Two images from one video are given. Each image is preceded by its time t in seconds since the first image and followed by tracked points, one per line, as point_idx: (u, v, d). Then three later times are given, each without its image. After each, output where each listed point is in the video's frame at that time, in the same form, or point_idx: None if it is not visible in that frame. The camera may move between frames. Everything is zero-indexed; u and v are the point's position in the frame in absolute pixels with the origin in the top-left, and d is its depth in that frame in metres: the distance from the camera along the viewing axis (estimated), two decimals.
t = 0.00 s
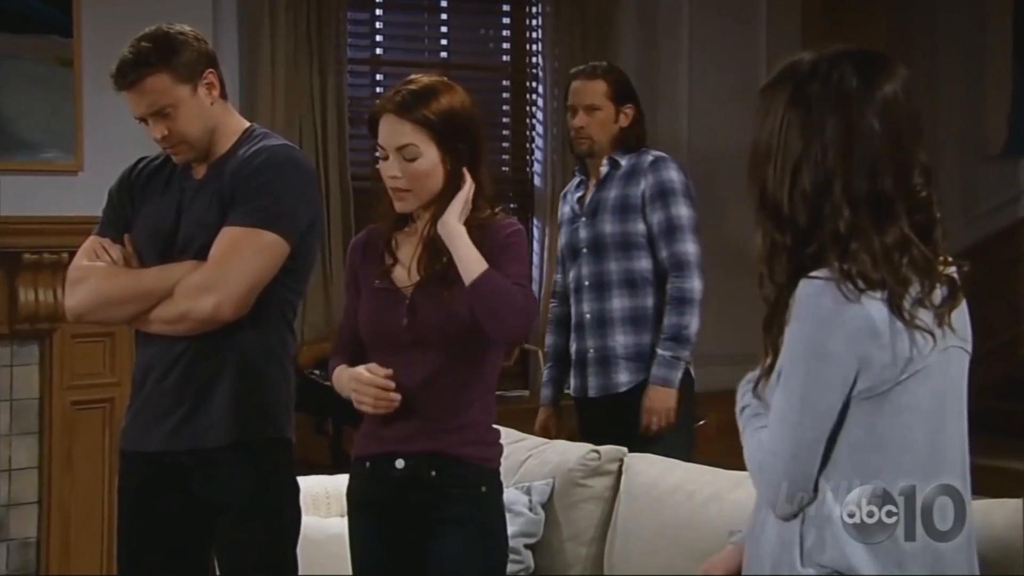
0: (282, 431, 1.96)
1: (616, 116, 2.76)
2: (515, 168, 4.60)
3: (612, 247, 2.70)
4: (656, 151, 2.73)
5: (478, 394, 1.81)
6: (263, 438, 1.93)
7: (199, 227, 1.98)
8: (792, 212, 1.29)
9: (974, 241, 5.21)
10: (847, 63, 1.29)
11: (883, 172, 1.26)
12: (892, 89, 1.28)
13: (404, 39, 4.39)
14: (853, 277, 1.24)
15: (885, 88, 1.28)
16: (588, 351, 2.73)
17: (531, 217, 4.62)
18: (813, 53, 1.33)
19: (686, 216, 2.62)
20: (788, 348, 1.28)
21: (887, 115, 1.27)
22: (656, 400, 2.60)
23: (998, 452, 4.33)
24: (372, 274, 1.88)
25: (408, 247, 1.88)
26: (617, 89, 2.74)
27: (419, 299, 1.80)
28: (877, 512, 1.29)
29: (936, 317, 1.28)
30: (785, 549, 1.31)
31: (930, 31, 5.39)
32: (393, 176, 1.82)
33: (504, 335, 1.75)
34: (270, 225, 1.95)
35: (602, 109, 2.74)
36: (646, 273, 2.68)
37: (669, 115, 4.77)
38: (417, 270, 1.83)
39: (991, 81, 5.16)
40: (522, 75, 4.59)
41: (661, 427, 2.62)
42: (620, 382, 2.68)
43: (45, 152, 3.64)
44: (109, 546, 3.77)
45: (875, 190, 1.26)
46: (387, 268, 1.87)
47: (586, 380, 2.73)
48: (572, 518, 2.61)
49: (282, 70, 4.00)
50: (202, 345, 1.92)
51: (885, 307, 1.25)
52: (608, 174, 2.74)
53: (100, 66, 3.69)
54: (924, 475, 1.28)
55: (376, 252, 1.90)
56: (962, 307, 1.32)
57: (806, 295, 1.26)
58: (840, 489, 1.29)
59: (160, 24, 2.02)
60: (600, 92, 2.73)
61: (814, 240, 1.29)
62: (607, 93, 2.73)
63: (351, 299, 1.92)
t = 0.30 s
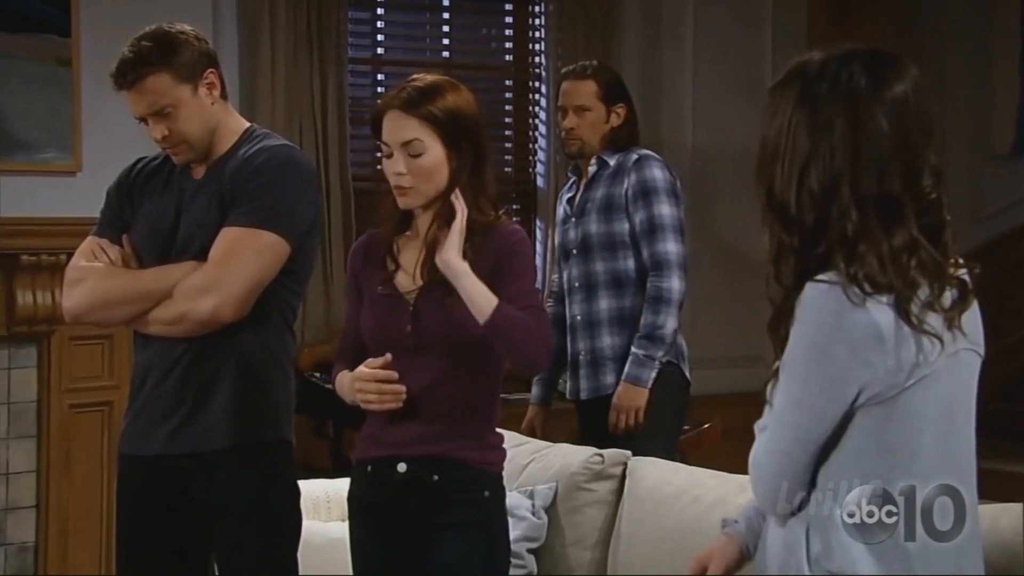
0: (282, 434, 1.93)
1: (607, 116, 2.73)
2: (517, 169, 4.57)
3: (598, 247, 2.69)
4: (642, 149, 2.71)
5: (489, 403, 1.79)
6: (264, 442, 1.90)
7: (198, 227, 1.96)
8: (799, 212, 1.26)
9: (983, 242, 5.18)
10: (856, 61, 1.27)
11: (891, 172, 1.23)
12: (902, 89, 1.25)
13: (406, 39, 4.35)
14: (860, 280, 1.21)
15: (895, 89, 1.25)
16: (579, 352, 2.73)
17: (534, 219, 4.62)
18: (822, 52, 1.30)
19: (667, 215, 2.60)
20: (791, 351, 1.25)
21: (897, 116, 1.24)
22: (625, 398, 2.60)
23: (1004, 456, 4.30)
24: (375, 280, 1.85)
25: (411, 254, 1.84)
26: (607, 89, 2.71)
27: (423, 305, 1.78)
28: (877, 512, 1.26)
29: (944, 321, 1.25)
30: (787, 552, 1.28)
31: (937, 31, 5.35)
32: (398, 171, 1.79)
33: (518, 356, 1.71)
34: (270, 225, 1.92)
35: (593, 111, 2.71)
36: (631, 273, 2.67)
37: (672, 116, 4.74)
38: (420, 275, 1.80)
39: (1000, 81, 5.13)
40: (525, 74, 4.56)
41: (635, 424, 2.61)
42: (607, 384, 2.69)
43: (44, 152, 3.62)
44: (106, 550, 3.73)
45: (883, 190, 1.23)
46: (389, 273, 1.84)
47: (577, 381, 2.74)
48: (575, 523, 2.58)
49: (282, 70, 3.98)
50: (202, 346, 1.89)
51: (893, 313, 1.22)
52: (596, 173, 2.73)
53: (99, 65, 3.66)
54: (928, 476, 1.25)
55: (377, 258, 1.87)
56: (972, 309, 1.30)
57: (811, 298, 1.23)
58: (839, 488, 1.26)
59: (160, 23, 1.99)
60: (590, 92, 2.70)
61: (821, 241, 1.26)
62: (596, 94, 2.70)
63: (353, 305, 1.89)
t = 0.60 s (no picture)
0: (282, 437, 1.90)
1: (609, 114, 2.69)
2: (519, 170, 4.54)
3: (591, 251, 2.65)
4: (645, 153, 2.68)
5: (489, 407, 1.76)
6: (263, 444, 1.87)
7: (197, 228, 1.93)
8: (806, 212, 1.23)
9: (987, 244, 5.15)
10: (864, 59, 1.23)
11: (898, 172, 1.20)
12: (911, 88, 1.21)
13: (406, 38, 4.33)
14: (862, 279, 1.19)
15: (903, 88, 1.21)
16: (564, 353, 2.70)
17: (535, 221, 4.59)
18: (830, 51, 1.26)
19: (672, 224, 2.58)
20: (783, 344, 1.22)
21: (905, 116, 1.20)
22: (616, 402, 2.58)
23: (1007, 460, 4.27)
24: (374, 290, 1.83)
25: (412, 270, 1.82)
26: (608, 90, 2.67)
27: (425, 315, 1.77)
28: (877, 511, 1.22)
29: (952, 324, 1.21)
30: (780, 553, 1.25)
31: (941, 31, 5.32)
32: (435, 154, 1.78)
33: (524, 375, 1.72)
34: (270, 226, 1.89)
35: (594, 110, 2.68)
36: (623, 281, 2.64)
37: (675, 117, 4.71)
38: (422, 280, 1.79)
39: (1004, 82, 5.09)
40: (527, 74, 4.53)
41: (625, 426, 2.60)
42: (586, 391, 2.67)
43: (40, 153, 3.59)
44: (104, 555, 3.70)
45: (889, 191, 1.20)
46: (390, 287, 1.82)
47: (561, 381, 2.71)
48: (577, 526, 2.55)
49: (281, 70, 3.95)
50: (200, 349, 1.86)
51: (896, 313, 1.19)
52: (597, 175, 2.69)
53: (96, 66, 3.64)
54: (930, 476, 1.22)
55: (373, 264, 1.85)
56: (982, 312, 1.26)
57: (812, 294, 1.21)
58: (840, 488, 1.23)
59: (160, 23, 1.97)
60: (591, 91, 2.67)
61: (826, 241, 1.23)
62: (598, 93, 2.67)
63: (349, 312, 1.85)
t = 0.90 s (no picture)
0: (278, 441, 1.87)
1: (601, 113, 2.66)
2: (520, 170, 4.51)
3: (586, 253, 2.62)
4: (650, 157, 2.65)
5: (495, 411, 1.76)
6: (259, 450, 1.84)
7: (194, 228, 1.90)
8: (801, 210, 1.21)
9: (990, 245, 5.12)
10: (862, 57, 1.21)
11: (892, 170, 1.17)
12: (907, 87, 1.19)
13: (406, 37, 4.30)
14: (844, 278, 1.17)
15: (900, 86, 1.18)
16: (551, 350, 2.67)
17: (537, 221, 4.56)
18: (828, 49, 1.24)
19: (682, 225, 2.55)
20: (753, 340, 1.21)
21: (901, 114, 1.18)
22: (603, 363, 2.51)
23: (1007, 463, 4.25)
24: (375, 292, 1.81)
25: (415, 273, 1.81)
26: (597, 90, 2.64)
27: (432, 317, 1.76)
28: (877, 512, 1.22)
29: (938, 323, 1.19)
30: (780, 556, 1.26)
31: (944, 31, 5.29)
32: (445, 151, 1.80)
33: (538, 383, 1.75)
34: (269, 228, 1.86)
35: (584, 110, 2.66)
36: (613, 285, 2.60)
37: (677, 117, 4.68)
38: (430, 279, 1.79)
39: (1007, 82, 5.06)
40: (528, 73, 4.50)
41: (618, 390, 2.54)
42: (571, 390, 2.61)
43: (35, 153, 3.56)
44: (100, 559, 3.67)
45: (883, 188, 1.18)
46: (393, 290, 1.80)
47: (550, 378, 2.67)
48: (579, 532, 2.51)
49: (279, 70, 3.92)
50: (197, 352, 1.83)
51: (877, 311, 1.18)
52: (597, 178, 2.65)
53: (92, 65, 3.60)
54: (922, 476, 1.21)
55: (371, 266, 1.83)
56: (977, 309, 1.23)
57: (789, 291, 1.19)
58: (838, 488, 1.22)
59: (157, 20, 1.94)
60: (581, 92, 2.66)
61: (818, 237, 1.21)
62: (588, 95, 2.65)
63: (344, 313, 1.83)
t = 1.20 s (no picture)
0: (263, 446, 1.84)
1: (588, 113, 2.61)
2: (521, 170, 4.48)
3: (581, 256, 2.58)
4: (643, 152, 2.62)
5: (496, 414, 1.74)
6: (245, 454, 1.82)
7: (178, 233, 1.86)
8: (786, 207, 1.21)
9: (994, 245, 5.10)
10: (847, 54, 1.20)
11: (875, 165, 1.17)
12: (892, 83, 1.18)
13: (406, 35, 4.27)
14: (830, 272, 1.17)
15: (884, 83, 1.18)
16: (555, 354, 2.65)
17: (538, 223, 4.50)
18: (815, 46, 1.23)
19: (670, 230, 2.48)
20: (747, 343, 1.19)
21: (885, 109, 1.17)
22: (597, 362, 2.47)
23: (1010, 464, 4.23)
24: (377, 294, 1.78)
25: (419, 275, 1.79)
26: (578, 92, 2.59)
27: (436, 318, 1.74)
28: (877, 512, 1.18)
29: (927, 318, 1.18)
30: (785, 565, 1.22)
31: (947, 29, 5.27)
32: (450, 152, 1.78)
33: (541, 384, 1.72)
34: (258, 234, 1.83)
35: (573, 113, 2.61)
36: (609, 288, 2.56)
37: (680, 117, 4.65)
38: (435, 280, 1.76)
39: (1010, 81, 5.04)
40: (529, 71, 4.47)
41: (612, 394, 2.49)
42: (566, 394, 2.57)
43: (31, 152, 3.53)
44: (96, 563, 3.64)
45: (867, 184, 1.17)
46: (396, 291, 1.77)
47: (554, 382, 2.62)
48: (581, 535, 2.49)
49: (278, 69, 3.89)
50: (183, 359, 1.80)
51: (866, 306, 1.16)
52: (589, 181, 2.61)
53: (88, 64, 3.57)
54: (918, 473, 1.18)
55: (373, 266, 1.81)
56: (967, 306, 1.21)
57: (779, 291, 1.18)
58: (839, 487, 1.20)
59: (139, 18, 1.91)
60: (563, 95, 2.61)
61: (802, 234, 1.20)
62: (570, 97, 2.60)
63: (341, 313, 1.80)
